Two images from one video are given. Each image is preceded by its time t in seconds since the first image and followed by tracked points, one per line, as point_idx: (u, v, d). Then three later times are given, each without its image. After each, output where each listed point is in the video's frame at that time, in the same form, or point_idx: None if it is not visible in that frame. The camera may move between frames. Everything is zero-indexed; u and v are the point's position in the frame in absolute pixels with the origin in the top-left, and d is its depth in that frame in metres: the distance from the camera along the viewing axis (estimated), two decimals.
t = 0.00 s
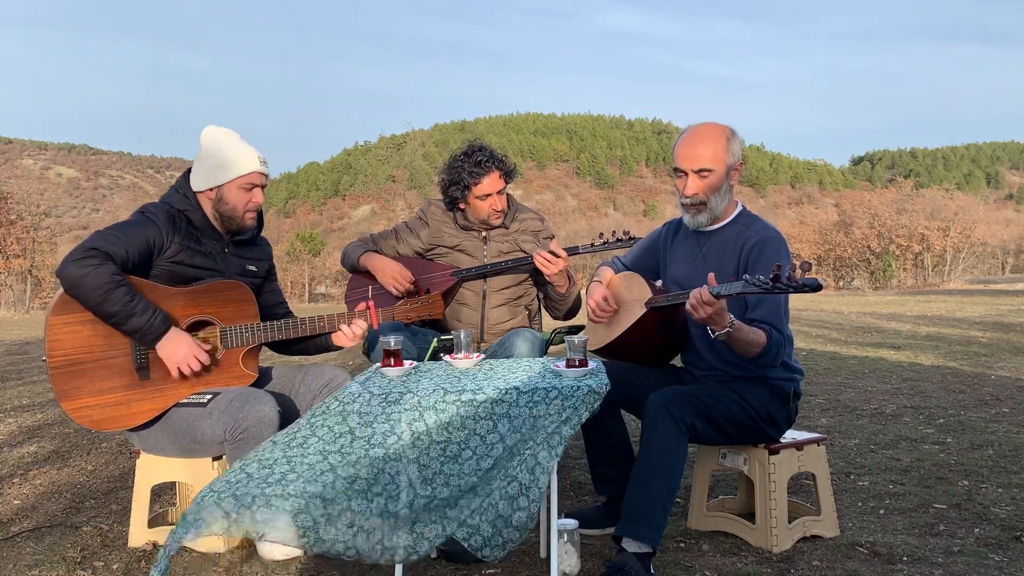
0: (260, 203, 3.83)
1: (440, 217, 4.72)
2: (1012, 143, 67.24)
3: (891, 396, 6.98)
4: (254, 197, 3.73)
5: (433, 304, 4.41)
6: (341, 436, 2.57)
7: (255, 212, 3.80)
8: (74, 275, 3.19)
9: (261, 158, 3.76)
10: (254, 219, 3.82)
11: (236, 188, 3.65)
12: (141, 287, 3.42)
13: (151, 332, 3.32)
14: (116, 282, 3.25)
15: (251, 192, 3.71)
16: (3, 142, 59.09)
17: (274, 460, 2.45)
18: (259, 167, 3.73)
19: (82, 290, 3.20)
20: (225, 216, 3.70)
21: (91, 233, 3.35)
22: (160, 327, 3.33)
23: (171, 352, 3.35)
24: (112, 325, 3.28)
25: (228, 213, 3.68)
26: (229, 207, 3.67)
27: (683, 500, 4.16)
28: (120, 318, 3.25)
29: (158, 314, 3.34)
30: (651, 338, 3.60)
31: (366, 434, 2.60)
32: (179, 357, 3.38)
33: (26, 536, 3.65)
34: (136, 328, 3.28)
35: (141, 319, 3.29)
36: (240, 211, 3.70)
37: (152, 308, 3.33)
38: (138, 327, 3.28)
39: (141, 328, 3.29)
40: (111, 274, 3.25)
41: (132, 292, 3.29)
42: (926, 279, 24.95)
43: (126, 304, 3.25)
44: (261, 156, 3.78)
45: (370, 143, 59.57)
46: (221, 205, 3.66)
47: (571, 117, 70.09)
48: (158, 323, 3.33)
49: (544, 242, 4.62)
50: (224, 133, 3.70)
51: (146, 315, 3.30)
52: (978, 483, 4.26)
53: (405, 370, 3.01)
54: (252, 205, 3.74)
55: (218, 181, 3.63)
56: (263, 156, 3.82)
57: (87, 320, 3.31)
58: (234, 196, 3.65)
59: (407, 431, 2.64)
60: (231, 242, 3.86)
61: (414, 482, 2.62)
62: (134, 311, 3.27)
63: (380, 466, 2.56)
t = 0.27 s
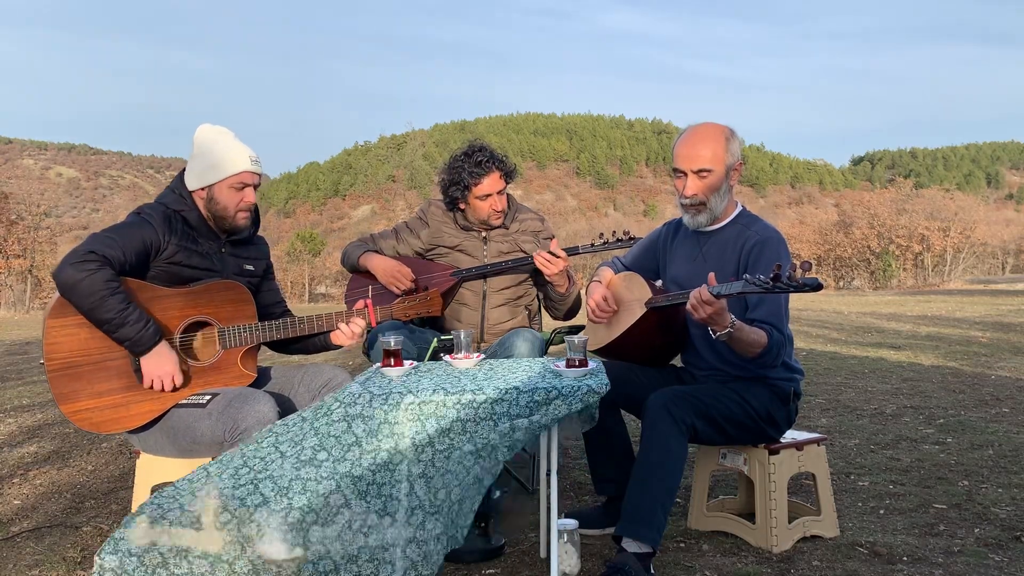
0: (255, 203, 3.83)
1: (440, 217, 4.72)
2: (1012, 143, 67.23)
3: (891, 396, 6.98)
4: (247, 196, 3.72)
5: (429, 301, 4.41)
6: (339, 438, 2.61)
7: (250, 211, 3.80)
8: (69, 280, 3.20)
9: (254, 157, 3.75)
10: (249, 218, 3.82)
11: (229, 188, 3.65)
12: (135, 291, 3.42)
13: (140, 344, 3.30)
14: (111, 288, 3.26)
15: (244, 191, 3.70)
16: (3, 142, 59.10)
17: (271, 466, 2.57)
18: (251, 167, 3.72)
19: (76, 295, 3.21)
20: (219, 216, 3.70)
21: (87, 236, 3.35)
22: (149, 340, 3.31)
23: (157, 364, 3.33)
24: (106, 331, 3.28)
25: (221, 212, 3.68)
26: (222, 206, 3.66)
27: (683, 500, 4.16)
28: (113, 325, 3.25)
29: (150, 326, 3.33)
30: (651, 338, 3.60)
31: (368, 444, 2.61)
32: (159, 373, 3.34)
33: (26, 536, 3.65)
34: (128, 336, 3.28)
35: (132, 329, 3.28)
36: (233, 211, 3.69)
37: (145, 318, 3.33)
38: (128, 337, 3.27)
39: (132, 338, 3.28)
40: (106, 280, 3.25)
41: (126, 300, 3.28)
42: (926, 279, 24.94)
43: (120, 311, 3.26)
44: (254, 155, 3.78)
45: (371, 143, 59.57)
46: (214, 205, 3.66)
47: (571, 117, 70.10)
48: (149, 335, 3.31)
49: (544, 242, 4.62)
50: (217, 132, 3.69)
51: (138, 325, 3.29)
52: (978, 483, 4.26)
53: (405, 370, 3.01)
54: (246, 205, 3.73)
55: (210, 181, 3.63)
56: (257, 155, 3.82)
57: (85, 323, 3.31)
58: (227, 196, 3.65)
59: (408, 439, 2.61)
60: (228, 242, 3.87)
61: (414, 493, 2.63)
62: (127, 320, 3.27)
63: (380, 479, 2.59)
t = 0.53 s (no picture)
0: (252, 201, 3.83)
1: (440, 217, 4.72)
2: (1012, 143, 67.21)
3: (891, 396, 6.98)
4: (245, 196, 3.72)
5: (428, 301, 4.42)
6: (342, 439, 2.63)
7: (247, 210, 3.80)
8: (68, 278, 3.19)
9: (252, 156, 3.75)
10: (247, 217, 3.82)
11: (227, 187, 3.65)
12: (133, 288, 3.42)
13: (150, 328, 3.33)
14: (110, 282, 3.25)
15: (242, 190, 3.70)
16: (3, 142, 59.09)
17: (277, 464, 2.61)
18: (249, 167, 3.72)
19: (76, 293, 3.20)
20: (217, 215, 3.70)
21: (84, 237, 3.35)
22: (158, 323, 3.34)
23: (176, 341, 3.38)
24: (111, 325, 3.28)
25: (218, 211, 3.68)
26: (220, 205, 3.67)
27: (683, 500, 4.16)
28: (118, 316, 3.26)
29: (156, 310, 3.35)
30: (651, 338, 3.60)
31: (372, 445, 2.62)
32: (185, 344, 3.40)
33: (26, 536, 3.65)
34: (135, 325, 3.29)
35: (138, 317, 3.30)
36: (230, 210, 3.70)
37: (149, 305, 3.34)
38: (136, 325, 3.29)
39: (140, 324, 3.30)
40: (105, 274, 3.25)
41: (127, 290, 3.30)
42: (926, 279, 24.93)
43: (123, 302, 3.26)
44: (252, 154, 3.77)
45: (371, 144, 59.56)
46: (211, 204, 3.66)
47: (571, 117, 70.09)
48: (156, 319, 3.34)
49: (544, 242, 4.62)
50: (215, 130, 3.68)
51: (144, 311, 3.31)
52: (978, 483, 4.26)
53: (405, 370, 3.01)
54: (244, 204, 3.73)
55: (208, 180, 3.63)
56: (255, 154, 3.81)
57: (83, 324, 3.31)
58: (224, 195, 3.65)
59: (411, 439, 2.63)
60: (226, 242, 3.87)
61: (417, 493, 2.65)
62: (132, 309, 3.28)
63: (383, 477, 2.63)
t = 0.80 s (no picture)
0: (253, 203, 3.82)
1: (440, 217, 4.72)
2: (1012, 143, 67.20)
3: (891, 396, 6.98)
4: (246, 197, 3.72)
5: (428, 301, 4.41)
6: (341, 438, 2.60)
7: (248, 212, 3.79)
8: (69, 278, 3.20)
9: (254, 158, 3.76)
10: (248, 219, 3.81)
11: (228, 188, 3.65)
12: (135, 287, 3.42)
13: (148, 333, 3.31)
14: (111, 282, 3.25)
15: (243, 191, 3.70)
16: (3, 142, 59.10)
17: (274, 462, 2.59)
18: (251, 168, 3.73)
19: (76, 293, 3.20)
20: (217, 215, 3.69)
21: (86, 236, 3.35)
22: (156, 326, 3.33)
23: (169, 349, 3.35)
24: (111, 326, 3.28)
25: (219, 212, 3.68)
26: (220, 205, 3.66)
27: (683, 500, 4.16)
28: (117, 318, 3.25)
29: (155, 313, 3.34)
30: (651, 338, 3.60)
31: (371, 444, 2.61)
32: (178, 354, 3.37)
33: (26, 536, 3.65)
34: (134, 328, 3.29)
35: (138, 319, 3.29)
36: (230, 211, 3.69)
37: (150, 306, 3.34)
38: (134, 328, 3.28)
39: (138, 328, 3.29)
40: (105, 275, 3.26)
41: (127, 293, 3.29)
42: (926, 279, 24.92)
43: (122, 305, 3.25)
44: (255, 156, 3.78)
45: (371, 144, 59.56)
46: (212, 204, 3.66)
47: (571, 117, 70.08)
48: (155, 322, 3.32)
49: (544, 242, 4.62)
50: (218, 130, 3.69)
51: (142, 315, 3.30)
52: (978, 483, 4.26)
53: (405, 370, 3.00)
54: (244, 205, 3.73)
55: (208, 180, 3.63)
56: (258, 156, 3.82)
57: (84, 323, 3.31)
58: (224, 195, 3.65)
59: (410, 438, 2.63)
60: (228, 242, 3.87)
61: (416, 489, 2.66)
62: (131, 311, 3.27)
63: (382, 475, 2.61)
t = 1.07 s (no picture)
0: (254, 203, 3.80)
1: (440, 217, 4.72)
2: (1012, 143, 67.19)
3: (891, 396, 6.98)
4: (244, 195, 3.70)
5: (432, 305, 4.39)
6: (340, 441, 2.61)
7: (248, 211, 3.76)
8: (74, 277, 3.20)
9: (254, 157, 3.76)
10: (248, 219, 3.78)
11: (225, 185, 3.65)
12: (139, 287, 3.42)
13: (146, 340, 3.30)
14: (117, 285, 3.26)
15: (240, 189, 3.69)
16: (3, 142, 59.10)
17: (271, 463, 2.62)
18: (249, 166, 3.72)
19: (82, 291, 3.20)
20: (215, 213, 3.69)
21: (91, 233, 3.35)
22: (155, 335, 3.31)
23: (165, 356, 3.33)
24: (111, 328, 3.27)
25: (216, 209, 3.67)
26: (217, 202, 3.66)
27: (683, 500, 4.16)
28: (119, 321, 3.24)
29: (156, 321, 3.33)
30: (652, 338, 3.60)
31: (369, 447, 2.62)
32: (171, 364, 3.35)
33: (26, 536, 3.65)
34: (134, 332, 3.27)
35: (139, 325, 3.28)
36: (227, 208, 3.68)
37: (151, 314, 3.33)
38: (134, 332, 3.27)
39: (138, 333, 3.28)
40: (112, 277, 3.26)
41: (131, 296, 3.29)
42: (926, 279, 24.92)
43: (125, 309, 3.25)
44: (256, 156, 3.78)
45: (371, 144, 59.55)
46: (210, 202, 3.67)
47: (571, 117, 70.07)
48: (154, 331, 3.31)
49: (544, 242, 4.62)
50: (217, 129, 3.70)
51: (145, 320, 3.29)
52: (978, 483, 4.26)
53: (405, 370, 3.00)
54: (242, 203, 3.70)
55: (206, 177, 3.65)
56: (260, 158, 3.83)
57: (87, 321, 3.31)
58: (220, 192, 3.65)
59: (409, 440, 2.63)
60: (231, 242, 3.87)
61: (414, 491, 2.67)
62: (133, 316, 3.26)
63: (380, 478, 2.63)
